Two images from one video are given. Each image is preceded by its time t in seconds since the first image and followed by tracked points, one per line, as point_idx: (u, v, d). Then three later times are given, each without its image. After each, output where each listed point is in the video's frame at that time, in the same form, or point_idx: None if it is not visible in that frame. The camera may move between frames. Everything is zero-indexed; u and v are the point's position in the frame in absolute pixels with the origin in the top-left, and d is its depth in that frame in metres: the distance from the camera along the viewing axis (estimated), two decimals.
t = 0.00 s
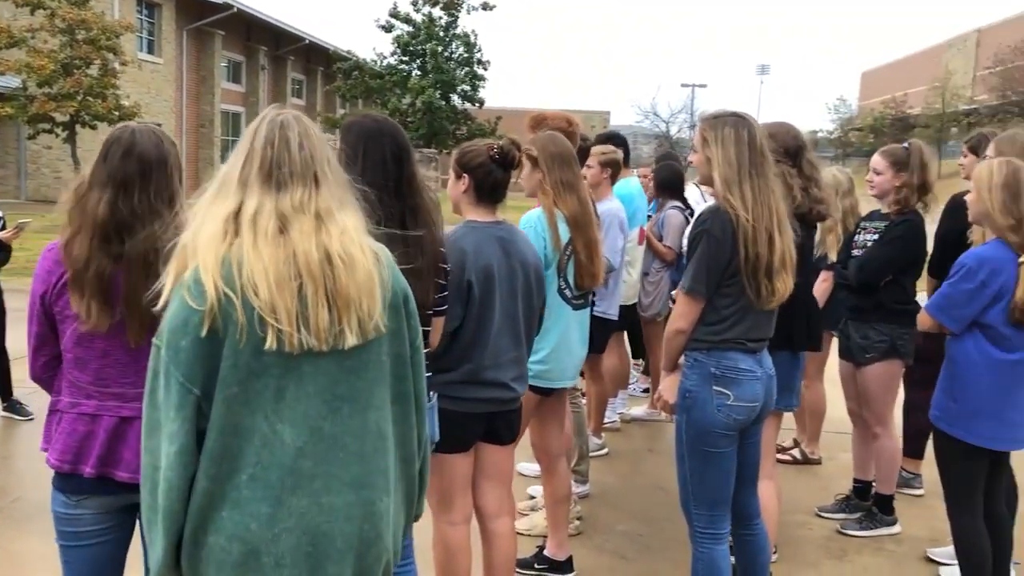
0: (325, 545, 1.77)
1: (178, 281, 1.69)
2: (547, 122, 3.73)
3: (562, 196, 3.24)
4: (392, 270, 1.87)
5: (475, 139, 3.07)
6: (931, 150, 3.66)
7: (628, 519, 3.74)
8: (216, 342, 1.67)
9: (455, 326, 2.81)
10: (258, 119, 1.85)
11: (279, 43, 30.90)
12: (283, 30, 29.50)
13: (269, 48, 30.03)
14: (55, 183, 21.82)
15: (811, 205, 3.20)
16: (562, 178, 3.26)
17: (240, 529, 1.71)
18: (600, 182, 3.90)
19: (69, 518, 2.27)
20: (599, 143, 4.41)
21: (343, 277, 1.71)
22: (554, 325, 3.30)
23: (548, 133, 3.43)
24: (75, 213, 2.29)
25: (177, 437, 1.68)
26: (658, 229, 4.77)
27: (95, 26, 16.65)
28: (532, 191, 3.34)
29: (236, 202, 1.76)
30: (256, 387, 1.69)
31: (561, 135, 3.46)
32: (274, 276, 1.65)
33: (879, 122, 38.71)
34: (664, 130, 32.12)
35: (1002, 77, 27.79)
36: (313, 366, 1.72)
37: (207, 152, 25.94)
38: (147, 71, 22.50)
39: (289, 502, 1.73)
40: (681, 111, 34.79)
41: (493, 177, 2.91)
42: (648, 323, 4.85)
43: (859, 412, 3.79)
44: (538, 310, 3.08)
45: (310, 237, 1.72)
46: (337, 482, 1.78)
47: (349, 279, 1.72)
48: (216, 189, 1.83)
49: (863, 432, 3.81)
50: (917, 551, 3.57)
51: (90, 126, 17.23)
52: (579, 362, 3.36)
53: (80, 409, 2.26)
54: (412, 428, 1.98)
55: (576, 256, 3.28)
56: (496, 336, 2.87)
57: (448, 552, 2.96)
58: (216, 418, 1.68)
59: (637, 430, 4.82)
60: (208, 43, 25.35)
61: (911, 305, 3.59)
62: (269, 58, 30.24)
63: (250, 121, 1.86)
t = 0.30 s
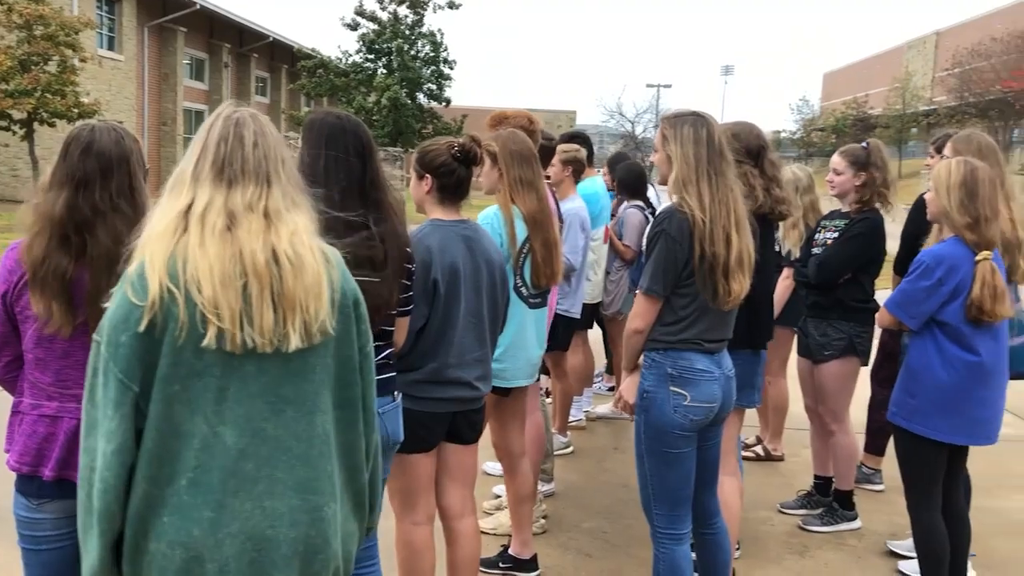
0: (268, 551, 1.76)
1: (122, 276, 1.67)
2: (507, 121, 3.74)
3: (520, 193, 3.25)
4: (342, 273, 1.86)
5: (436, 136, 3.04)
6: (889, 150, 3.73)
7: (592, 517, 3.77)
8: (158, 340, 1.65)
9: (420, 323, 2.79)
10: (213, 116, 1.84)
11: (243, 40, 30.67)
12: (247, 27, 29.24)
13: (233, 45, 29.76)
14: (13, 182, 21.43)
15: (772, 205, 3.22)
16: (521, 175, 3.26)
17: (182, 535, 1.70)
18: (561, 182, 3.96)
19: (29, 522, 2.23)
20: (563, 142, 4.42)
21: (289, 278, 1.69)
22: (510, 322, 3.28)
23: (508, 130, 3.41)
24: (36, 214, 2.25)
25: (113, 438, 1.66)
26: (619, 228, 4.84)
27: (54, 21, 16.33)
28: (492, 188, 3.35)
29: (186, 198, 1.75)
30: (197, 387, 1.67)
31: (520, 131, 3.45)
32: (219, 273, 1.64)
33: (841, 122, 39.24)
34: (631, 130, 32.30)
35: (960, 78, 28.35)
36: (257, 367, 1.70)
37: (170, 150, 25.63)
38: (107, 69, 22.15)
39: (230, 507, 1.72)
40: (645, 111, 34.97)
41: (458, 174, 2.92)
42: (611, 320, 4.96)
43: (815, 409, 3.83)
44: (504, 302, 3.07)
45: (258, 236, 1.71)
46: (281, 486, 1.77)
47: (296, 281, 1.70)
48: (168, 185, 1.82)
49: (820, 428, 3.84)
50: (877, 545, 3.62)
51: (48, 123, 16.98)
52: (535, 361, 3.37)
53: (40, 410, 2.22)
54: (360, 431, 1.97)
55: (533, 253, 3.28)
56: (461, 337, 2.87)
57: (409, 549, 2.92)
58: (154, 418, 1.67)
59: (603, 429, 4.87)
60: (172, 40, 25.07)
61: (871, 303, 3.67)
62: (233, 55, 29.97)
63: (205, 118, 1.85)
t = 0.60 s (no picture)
0: (232, 556, 1.75)
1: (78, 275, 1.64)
2: (481, 120, 3.75)
3: (491, 193, 3.26)
4: (305, 275, 1.85)
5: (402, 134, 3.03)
6: (857, 150, 3.76)
7: (563, 516, 3.79)
8: (116, 340, 1.63)
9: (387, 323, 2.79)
10: (176, 112, 1.80)
11: (212, 38, 30.44)
12: (216, 25, 28.96)
13: (201, 43, 29.48)
14: None
15: (742, 204, 3.24)
16: (492, 175, 3.27)
17: (144, 540, 1.68)
18: (530, 180, 3.98)
19: None
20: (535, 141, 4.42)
21: (252, 279, 1.68)
22: (483, 322, 3.29)
23: (478, 129, 3.42)
24: None
25: (68, 442, 1.64)
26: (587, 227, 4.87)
27: (17, 17, 16.01)
28: (462, 187, 3.35)
29: (146, 194, 1.72)
30: (157, 390, 1.66)
31: (492, 131, 3.46)
32: (179, 273, 1.62)
33: (812, 122, 39.59)
34: (603, 130, 32.43)
35: (925, 79, 28.61)
36: (219, 369, 1.69)
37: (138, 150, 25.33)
38: (73, 66, 21.80)
39: (194, 511, 1.70)
40: (617, 111, 35.14)
41: (424, 173, 2.91)
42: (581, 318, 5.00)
43: (785, 407, 3.86)
44: (470, 304, 3.07)
45: (219, 236, 1.69)
46: (245, 489, 1.75)
47: (258, 283, 1.68)
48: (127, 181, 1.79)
49: (790, 426, 3.87)
50: (845, 541, 3.66)
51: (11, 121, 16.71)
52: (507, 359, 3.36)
53: None
54: (323, 434, 1.96)
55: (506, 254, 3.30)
56: (427, 334, 2.86)
57: (377, 549, 2.91)
58: (112, 421, 1.65)
59: (573, 428, 4.90)
60: (139, 38, 24.75)
61: (839, 301, 3.70)
62: (201, 53, 29.68)
63: (168, 112, 1.81)
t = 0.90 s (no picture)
0: (209, 558, 1.73)
1: (50, 277, 1.61)
2: (455, 119, 3.75)
3: (474, 193, 3.26)
4: (279, 274, 1.84)
5: (369, 133, 3.02)
6: (830, 149, 3.79)
7: (540, 515, 3.80)
8: (89, 344, 1.60)
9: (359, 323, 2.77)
10: (147, 109, 1.76)
11: (185, 36, 30.23)
12: (188, 23, 28.74)
13: (174, 41, 29.24)
14: None
15: (714, 202, 3.25)
16: (475, 175, 3.27)
17: (121, 544, 1.65)
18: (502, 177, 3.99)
19: None
20: (508, 140, 4.43)
21: (227, 280, 1.67)
22: (469, 321, 3.29)
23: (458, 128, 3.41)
24: None
25: (43, 449, 1.60)
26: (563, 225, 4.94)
27: None
28: (443, 187, 3.34)
29: (117, 195, 1.69)
30: (134, 392, 1.63)
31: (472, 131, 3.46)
32: (154, 274, 1.60)
33: (788, 122, 39.88)
34: (579, 129, 32.53)
35: (894, 79, 28.88)
36: (195, 370, 1.67)
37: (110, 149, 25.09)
38: (43, 64, 21.53)
39: (172, 514, 1.68)
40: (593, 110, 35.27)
41: (394, 173, 2.91)
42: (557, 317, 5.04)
43: (766, 404, 3.88)
44: (439, 306, 3.07)
45: (194, 236, 1.68)
46: (223, 490, 1.74)
47: (234, 283, 1.68)
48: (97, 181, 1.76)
49: (771, 422, 3.89)
50: (818, 538, 3.70)
51: None
52: (492, 358, 3.37)
53: None
54: (299, 434, 1.96)
55: (491, 253, 3.31)
56: (398, 334, 2.85)
57: (350, 550, 2.89)
58: (88, 426, 1.62)
59: (549, 427, 4.93)
60: (111, 36, 24.51)
61: (813, 299, 3.72)
62: (174, 51, 29.43)
63: (136, 110, 1.77)
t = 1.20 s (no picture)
0: (192, 559, 1.72)
1: (29, 279, 1.59)
2: (431, 118, 3.74)
3: (460, 194, 3.25)
4: (259, 274, 1.83)
5: (345, 133, 3.01)
6: (804, 147, 3.82)
7: (518, 514, 3.81)
8: (68, 346, 1.58)
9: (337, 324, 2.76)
10: (125, 110, 1.75)
11: (160, 35, 30.02)
12: (163, 22, 28.53)
13: (148, 40, 29.01)
14: None
15: (689, 201, 3.27)
16: (460, 176, 3.27)
17: (102, 547, 1.63)
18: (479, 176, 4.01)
19: None
20: (484, 140, 4.43)
21: (209, 281, 1.66)
22: (456, 321, 3.29)
23: (441, 128, 3.41)
24: None
25: (23, 452, 1.57)
26: (542, 224, 4.98)
27: None
28: (426, 186, 3.33)
29: (95, 196, 1.67)
30: (115, 394, 1.61)
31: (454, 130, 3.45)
32: (135, 275, 1.59)
33: (766, 121, 40.12)
34: (557, 129, 32.60)
35: (869, 78, 29.11)
36: (177, 370, 1.66)
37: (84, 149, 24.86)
38: (15, 63, 21.29)
39: (154, 515, 1.67)
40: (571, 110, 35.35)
41: (371, 173, 2.90)
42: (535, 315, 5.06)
43: (742, 402, 3.91)
44: (417, 305, 3.06)
45: (174, 236, 1.66)
46: (206, 490, 1.73)
47: (216, 283, 1.67)
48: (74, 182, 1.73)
49: (746, 420, 3.93)
50: (793, 535, 3.73)
51: None
52: (477, 358, 3.38)
53: None
54: (282, 434, 1.95)
55: (477, 252, 3.31)
56: (376, 335, 2.85)
57: (325, 552, 2.88)
58: (68, 429, 1.60)
59: (527, 426, 4.94)
60: (84, 35, 24.28)
61: (788, 297, 3.75)
62: (148, 50, 29.20)
63: (114, 111, 1.75)
